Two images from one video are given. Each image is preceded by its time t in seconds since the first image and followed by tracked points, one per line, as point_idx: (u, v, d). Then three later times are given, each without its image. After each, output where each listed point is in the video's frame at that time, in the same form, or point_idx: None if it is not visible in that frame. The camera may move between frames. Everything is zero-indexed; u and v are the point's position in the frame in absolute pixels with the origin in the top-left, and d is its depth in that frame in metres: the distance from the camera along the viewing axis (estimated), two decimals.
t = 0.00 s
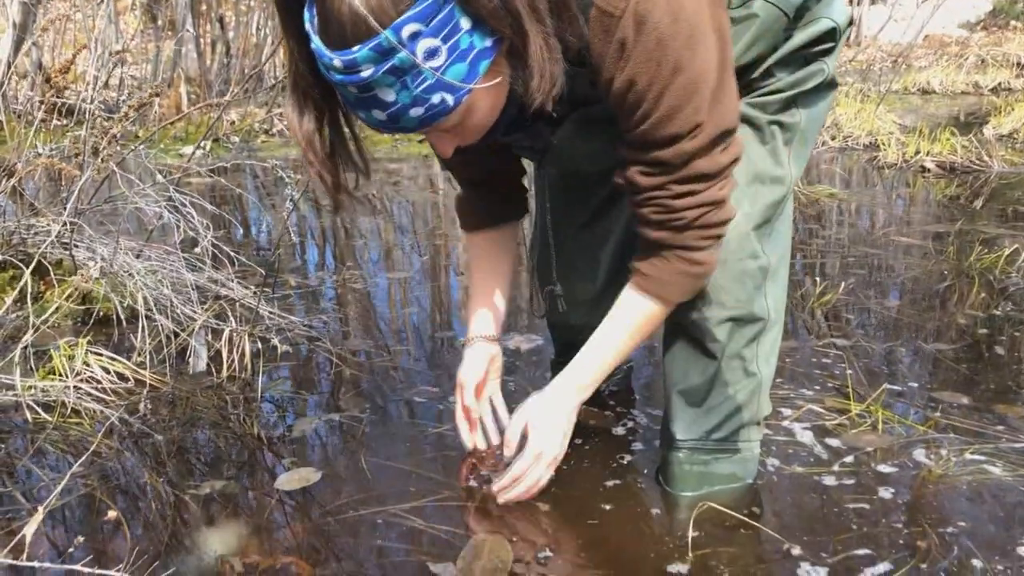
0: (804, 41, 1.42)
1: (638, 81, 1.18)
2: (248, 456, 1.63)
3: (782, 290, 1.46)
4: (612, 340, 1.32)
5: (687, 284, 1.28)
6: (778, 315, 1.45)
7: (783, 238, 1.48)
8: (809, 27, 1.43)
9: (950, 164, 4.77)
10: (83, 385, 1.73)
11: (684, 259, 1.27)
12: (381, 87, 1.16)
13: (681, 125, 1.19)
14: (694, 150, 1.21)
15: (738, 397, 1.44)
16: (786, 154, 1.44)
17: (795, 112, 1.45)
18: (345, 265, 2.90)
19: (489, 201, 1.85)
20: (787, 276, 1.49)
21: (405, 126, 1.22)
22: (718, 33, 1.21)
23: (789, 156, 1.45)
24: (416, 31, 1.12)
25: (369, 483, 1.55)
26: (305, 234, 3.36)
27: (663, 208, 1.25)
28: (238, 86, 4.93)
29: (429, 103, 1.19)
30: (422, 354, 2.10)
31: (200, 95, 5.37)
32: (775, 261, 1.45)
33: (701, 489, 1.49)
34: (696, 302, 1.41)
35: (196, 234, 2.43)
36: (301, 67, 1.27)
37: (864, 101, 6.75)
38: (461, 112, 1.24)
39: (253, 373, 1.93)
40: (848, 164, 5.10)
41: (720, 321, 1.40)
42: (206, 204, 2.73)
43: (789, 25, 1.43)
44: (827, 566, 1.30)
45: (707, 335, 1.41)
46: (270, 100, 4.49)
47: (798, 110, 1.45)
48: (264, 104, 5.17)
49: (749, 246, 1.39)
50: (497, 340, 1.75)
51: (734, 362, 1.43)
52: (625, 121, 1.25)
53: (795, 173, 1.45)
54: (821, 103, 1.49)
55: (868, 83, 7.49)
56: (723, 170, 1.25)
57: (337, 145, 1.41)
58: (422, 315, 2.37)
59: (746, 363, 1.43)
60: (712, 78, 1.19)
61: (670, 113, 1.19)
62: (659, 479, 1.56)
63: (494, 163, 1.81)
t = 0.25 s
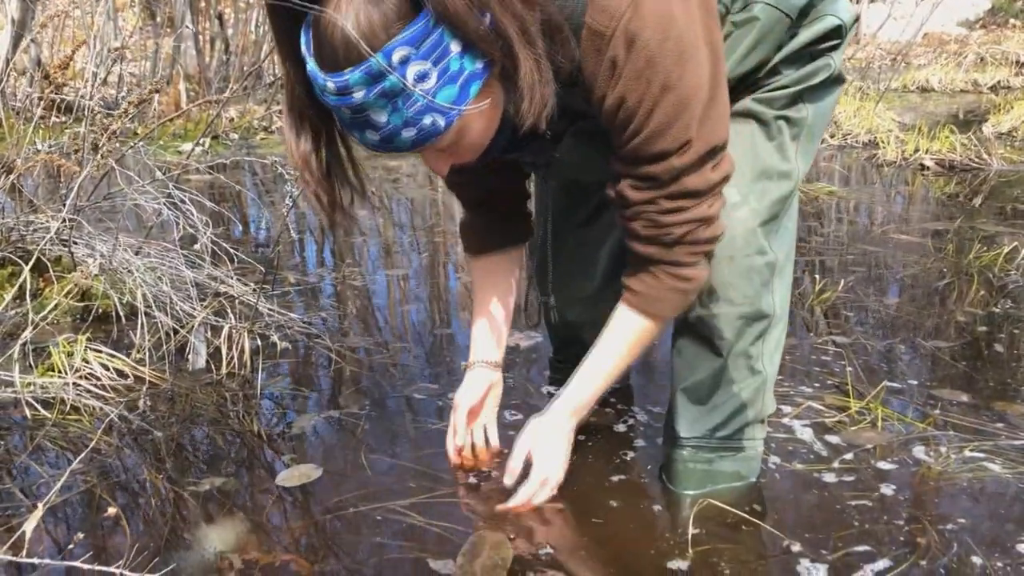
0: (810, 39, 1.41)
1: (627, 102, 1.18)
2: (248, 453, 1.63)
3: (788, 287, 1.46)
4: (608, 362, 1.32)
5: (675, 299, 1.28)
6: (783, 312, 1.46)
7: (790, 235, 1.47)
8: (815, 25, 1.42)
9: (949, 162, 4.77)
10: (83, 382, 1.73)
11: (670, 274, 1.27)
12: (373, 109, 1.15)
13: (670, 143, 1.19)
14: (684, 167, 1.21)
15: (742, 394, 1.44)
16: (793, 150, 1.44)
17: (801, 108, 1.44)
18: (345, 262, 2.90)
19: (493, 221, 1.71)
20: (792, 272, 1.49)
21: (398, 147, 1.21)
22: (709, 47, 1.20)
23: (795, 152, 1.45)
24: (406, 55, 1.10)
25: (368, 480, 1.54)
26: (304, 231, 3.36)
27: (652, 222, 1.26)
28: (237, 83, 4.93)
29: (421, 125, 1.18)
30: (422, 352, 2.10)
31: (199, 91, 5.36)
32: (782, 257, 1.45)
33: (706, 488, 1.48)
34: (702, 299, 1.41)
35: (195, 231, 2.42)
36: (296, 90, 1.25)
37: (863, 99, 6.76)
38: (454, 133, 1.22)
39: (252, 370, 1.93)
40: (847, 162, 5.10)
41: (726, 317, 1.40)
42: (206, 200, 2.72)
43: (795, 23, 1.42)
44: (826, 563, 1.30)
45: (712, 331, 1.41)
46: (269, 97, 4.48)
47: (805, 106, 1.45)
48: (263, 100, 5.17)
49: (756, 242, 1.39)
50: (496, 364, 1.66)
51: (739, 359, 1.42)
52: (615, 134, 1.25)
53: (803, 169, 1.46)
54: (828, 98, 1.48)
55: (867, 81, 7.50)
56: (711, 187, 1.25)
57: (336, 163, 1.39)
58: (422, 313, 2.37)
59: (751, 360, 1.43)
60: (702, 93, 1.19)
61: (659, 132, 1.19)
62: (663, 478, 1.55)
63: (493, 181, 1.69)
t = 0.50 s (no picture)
0: (816, 41, 1.41)
1: (626, 124, 1.19)
2: (247, 451, 1.63)
3: (793, 285, 1.46)
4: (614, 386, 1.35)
5: (679, 322, 1.30)
6: (788, 310, 1.46)
7: (794, 234, 1.48)
8: (821, 25, 1.42)
9: (947, 162, 4.78)
10: (81, 380, 1.73)
11: (670, 295, 1.30)
12: (373, 137, 1.15)
13: (669, 163, 1.21)
14: (683, 187, 1.23)
15: (749, 392, 1.44)
16: (801, 149, 1.45)
17: (810, 107, 1.44)
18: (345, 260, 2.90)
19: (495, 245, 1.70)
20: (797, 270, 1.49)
21: (398, 173, 1.20)
22: (709, 66, 1.20)
23: (803, 149, 1.45)
24: (404, 85, 1.10)
25: (367, 479, 1.54)
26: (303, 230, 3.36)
27: (651, 242, 1.28)
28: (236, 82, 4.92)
29: (421, 152, 1.17)
30: (421, 350, 2.10)
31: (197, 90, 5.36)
32: (787, 254, 1.45)
33: (710, 487, 1.48)
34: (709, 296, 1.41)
35: (193, 229, 2.42)
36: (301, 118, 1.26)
37: (861, 98, 6.76)
38: (454, 159, 1.21)
39: (251, 368, 1.93)
40: (846, 161, 5.10)
41: (733, 314, 1.40)
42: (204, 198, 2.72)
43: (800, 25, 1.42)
44: (825, 561, 1.30)
45: (719, 328, 1.41)
46: (267, 96, 4.48)
47: (813, 105, 1.45)
48: (261, 100, 5.17)
49: (763, 239, 1.40)
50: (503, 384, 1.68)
51: (746, 358, 1.43)
52: (616, 152, 1.26)
53: (812, 167, 1.47)
54: (837, 95, 1.48)
55: (865, 80, 7.51)
56: (712, 210, 1.27)
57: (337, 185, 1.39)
58: (421, 312, 2.37)
59: (758, 358, 1.43)
60: (701, 112, 1.19)
61: (657, 153, 1.20)
62: (666, 476, 1.55)
63: (494, 195, 1.67)
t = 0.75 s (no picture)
0: (818, 39, 1.40)
1: (624, 139, 1.19)
2: (245, 448, 1.62)
3: (796, 281, 1.46)
4: (611, 393, 1.39)
5: (674, 334, 1.32)
6: (790, 306, 1.46)
7: (796, 228, 1.48)
8: (823, 22, 1.40)
9: (947, 160, 4.77)
10: (78, 377, 1.72)
11: (667, 308, 1.31)
12: (373, 156, 1.15)
13: (667, 179, 1.21)
14: (681, 203, 1.23)
15: (751, 388, 1.44)
16: (805, 144, 1.45)
17: (814, 101, 1.44)
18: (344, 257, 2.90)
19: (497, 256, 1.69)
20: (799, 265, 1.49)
21: (398, 191, 1.20)
22: (708, 82, 1.19)
23: (807, 143, 1.45)
24: (403, 105, 1.09)
25: (365, 475, 1.54)
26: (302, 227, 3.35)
27: (648, 255, 1.30)
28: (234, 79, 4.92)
29: (420, 170, 1.17)
30: (420, 347, 2.10)
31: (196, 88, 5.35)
32: (790, 250, 1.45)
33: (711, 485, 1.48)
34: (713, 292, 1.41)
35: (190, 227, 2.41)
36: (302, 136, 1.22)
37: (861, 97, 6.76)
38: (454, 176, 1.21)
39: (249, 365, 1.92)
40: (846, 159, 5.10)
41: (736, 309, 1.40)
42: (202, 195, 2.71)
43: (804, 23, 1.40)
44: (825, 558, 1.29)
45: (722, 324, 1.41)
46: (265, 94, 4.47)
47: (818, 99, 1.44)
48: (260, 98, 5.16)
49: (766, 234, 1.40)
50: (510, 402, 1.68)
51: (749, 354, 1.42)
52: (615, 167, 1.26)
53: (816, 160, 1.47)
54: (841, 88, 1.48)
55: (864, 79, 7.51)
56: (710, 225, 1.27)
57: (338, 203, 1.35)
58: (420, 309, 2.36)
59: (760, 355, 1.43)
60: (699, 128, 1.19)
61: (656, 169, 1.20)
62: (667, 473, 1.55)
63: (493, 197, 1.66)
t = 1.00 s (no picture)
0: (812, 32, 1.38)
1: (613, 143, 1.18)
2: (237, 443, 1.60)
3: (790, 273, 1.46)
4: (599, 395, 1.40)
5: (660, 337, 1.32)
6: (785, 297, 1.45)
7: (791, 218, 1.47)
8: (817, 13, 1.38)
9: (943, 154, 4.77)
10: (69, 371, 1.70)
11: (655, 311, 1.31)
12: (362, 164, 1.12)
13: (657, 184, 1.20)
14: (670, 207, 1.21)
15: (747, 381, 1.43)
16: (802, 133, 1.44)
17: (811, 90, 1.42)
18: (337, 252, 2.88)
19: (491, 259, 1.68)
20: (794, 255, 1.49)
21: (388, 199, 1.18)
22: (699, 85, 1.18)
23: (804, 132, 1.44)
24: (392, 112, 1.07)
25: (358, 470, 1.52)
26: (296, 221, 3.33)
27: (636, 259, 1.29)
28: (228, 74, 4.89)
29: (410, 176, 1.15)
30: (414, 341, 2.08)
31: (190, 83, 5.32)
32: (785, 241, 1.45)
33: (706, 479, 1.47)
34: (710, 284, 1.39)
35: (183, 220, 2.40)
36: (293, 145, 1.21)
37: (857, 92, 6.75)
38: (445, 182, 1.19)
39: (241, 359, 1.91)
40: (842, 154, 5.09)
41: (734, 301, 1.38)
42: (194, 189, 2.69)
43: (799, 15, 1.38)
44: (822, 552, 1.28)
45: (719, 316, 1.39)
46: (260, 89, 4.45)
47: (815, 88, 1.42)
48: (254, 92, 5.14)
49: (763, 225, 1.38)
50: (508, 413, 1.64)
51: (745, 346, 1.41)
52: (607, 172, 1.25)
53: (812, 149, 1.47)
54: (838, 77, 1.46)
55: (861, 75, 7.50)
56: (699, 230, 1.26)
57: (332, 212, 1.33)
58: (415, 303, 2.35)
59: (756, 347, 1.42)
60: (689, 131, 1.17)
61: (646, 174, 1.19)
62: (662, 467, 1.54)
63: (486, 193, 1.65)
